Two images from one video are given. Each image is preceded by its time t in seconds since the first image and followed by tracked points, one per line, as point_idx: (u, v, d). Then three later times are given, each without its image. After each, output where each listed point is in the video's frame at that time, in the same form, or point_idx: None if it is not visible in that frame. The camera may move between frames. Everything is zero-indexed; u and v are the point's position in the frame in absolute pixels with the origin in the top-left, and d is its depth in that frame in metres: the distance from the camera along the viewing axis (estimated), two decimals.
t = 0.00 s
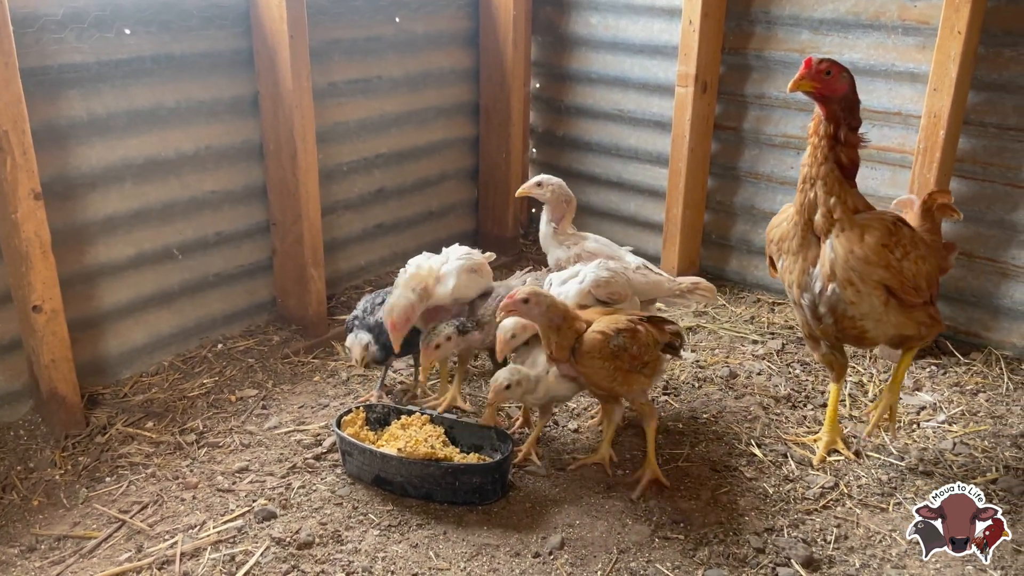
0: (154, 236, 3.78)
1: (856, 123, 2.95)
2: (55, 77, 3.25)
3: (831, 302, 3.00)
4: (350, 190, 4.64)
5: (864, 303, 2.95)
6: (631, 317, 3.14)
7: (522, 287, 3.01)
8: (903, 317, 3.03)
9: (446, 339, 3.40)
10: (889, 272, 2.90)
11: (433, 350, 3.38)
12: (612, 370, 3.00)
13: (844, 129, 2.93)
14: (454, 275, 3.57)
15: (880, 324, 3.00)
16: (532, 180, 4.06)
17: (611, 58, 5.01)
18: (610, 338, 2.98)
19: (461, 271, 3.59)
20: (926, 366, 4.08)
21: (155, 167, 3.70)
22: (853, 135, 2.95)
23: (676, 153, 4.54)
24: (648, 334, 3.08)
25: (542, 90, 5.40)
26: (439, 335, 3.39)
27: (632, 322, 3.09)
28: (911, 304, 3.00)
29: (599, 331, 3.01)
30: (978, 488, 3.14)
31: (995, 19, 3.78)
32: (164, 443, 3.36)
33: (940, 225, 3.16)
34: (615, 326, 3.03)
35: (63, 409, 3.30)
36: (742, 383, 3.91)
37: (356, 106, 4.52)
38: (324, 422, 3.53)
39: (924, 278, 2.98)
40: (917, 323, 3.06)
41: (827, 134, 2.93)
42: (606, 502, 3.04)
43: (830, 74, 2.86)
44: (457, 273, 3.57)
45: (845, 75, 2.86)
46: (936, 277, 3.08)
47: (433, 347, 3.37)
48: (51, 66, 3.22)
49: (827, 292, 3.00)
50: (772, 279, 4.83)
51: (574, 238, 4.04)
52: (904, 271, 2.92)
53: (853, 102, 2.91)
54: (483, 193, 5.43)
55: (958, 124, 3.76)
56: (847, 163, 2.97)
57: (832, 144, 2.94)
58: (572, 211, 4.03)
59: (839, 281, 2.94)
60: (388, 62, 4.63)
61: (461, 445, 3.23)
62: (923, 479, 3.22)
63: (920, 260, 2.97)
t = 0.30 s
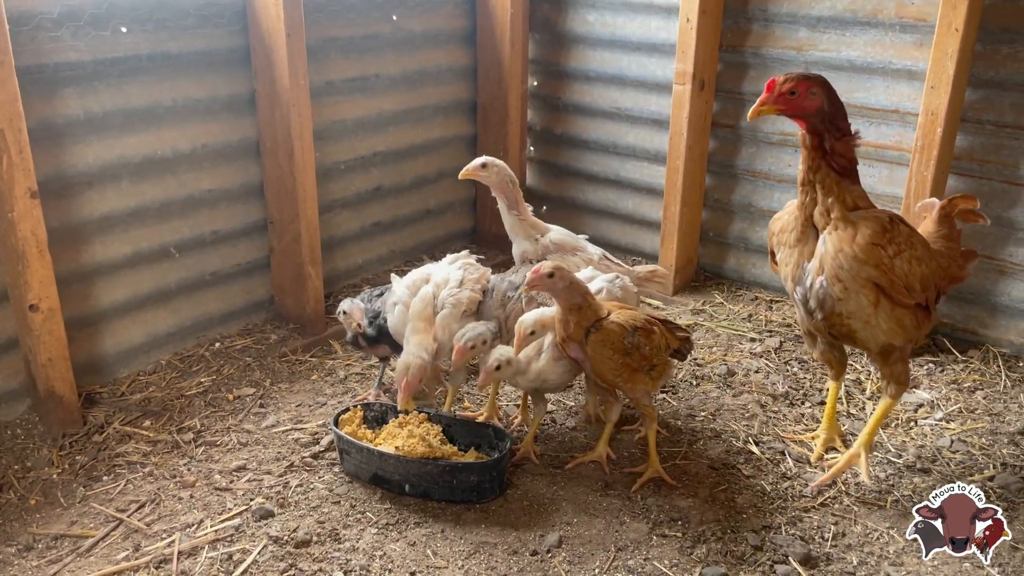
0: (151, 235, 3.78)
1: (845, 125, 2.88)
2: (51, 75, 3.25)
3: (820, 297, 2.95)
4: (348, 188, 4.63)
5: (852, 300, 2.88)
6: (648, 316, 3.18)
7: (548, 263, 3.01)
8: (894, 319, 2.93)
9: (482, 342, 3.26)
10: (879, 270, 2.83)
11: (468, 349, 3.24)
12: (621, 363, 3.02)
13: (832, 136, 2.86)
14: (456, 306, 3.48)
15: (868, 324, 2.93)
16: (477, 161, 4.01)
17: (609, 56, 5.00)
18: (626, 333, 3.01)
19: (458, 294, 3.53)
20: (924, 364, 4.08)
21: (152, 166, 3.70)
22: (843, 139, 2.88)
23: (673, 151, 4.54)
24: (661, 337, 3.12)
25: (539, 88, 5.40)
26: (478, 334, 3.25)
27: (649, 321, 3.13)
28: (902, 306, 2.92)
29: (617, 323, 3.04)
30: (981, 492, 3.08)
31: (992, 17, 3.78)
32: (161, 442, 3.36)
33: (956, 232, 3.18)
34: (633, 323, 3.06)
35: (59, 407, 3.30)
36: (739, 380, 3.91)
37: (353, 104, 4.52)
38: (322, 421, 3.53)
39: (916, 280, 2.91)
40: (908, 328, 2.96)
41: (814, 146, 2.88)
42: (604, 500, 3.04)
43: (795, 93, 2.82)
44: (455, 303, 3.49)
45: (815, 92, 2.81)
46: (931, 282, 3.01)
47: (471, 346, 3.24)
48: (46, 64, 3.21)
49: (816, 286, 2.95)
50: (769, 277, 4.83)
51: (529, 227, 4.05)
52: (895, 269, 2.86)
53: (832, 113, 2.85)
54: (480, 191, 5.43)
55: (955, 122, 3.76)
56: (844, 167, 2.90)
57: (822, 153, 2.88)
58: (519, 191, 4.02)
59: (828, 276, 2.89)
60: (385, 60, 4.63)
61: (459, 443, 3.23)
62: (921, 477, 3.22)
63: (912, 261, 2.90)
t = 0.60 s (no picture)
0: (150, 234, 3.78)
1: (843, 126, 2.84)
2: (50, 74, 3.24)
3: (828, 314, 2.90)
4: (347, 187, 4.63)
5: (860, 318, 2.82)
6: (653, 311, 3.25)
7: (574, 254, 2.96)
8: (906, 339, 2.85)
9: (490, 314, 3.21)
10: (889, 288, 2.76)
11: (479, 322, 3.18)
12: (633, 350, 3.05)
13: (831, 136, 2.82)
14: (452, 292, 3.42)
15: (877, 343, 2.86)
16: (475, 160, 3.95)
17: (608, 54, 5.00)
18: (640, 321, 3.07)
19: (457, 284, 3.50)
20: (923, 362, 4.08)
21: (150, 165, 3.69)
22: (842, 141, 2.84)
23: (672, 150, 4.54)
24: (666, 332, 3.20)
25: (538, 86, 5.39)
26: (488, 304, 3.21)
27: (656, 315, 3.21)
28: (913, 325, 2.85)
29: (632, 309, 3.10)
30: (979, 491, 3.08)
31: (991, 14, 3.78)
32: (160, 441, 3.36)
33: (977, 242, 3.04)
34: (644, 314, 3.13)
35: (58, 407, 3.30)
36: (738, 379, 3.91)
37: (352, 103, 4.52)
38: (321, 419, 3.53)
39: (928, 298, 2.84)
40: (920, 349, 2.88)
41: (812, 145, 2.84)
42: (603, 498, 3.04)
43: (795, 90, 2.78)
44: (450, 289, 3.44)
45: (813, 88, 2.77)
46: (945, 299, 2.92)
47: (483, 318, 3.19)
48: (45, 63, 3.21)
49: (824, 302, 2.89)
50: (768, 275, 4.84)
51: (514, 234, 4.01)
52: (905, 288, 2.79)
53: (832, 111, 2.80)
54: (479, 190, 5.43)
55: (954, 120, 3.76)
56: (842, 171, 2.86)
57: (819, 154, 2.84)
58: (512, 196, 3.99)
59: (836, 292, 2.84)
60: (384, 58, 4.63)
61: (458, 441, 3.23)
62: (919, 474, 3.23)
63: (924, 279, 2.83)
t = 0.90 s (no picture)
0: (149, 232, 3.78)
1: (844, 128, 2.76)
2: (48, 73, 3.24)
3: (832, 323, 2.90)
4: (346, 185, 4.63)
5: (864, 331, 2.82)
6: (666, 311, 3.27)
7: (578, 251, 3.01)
8: (912, 352, 2.84)
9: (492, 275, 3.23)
10: (895, 303, 2.74)
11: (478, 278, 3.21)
12: (655, 354, 3.06)
13: (829, 142, 2.76)
14: (450, 307, 3.40)
15: (882, 355, 2.86)
16: (458, 185, 3.97)
17: (607, 52, 5.00)
18: (662, 326, 3.08)
19: (457, 298, 3.45)
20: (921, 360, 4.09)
21: (149, 163, 3.69)
22: (843, 144, 2.76)
23: (672, 148, 4.54)
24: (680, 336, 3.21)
25: (537, 85, 5.39)
26: (485, 289, 3.32)
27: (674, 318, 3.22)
28: (920, 340, 2.83)
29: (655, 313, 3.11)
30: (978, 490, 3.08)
31: (989, 13, 3.78)
32: (160, 440, 3.36)
33: (1004, 249, 2.98)
34: (664, 318, 3.14)
35: (58, 406, 3.30)
36: (737, 377, 3.91)
37: (352, 101, 4.52)
38: (320, 418, 3.53)
39: (938, 314, 2.80)
40: (926, 362, 2.87)
41: (812, 158, 2.80)
42: (603, 497, 3.05)
43: (771, 113, 2.77)
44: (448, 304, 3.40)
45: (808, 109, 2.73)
46: (960, 313, 2.87)
47: (480, 302, 3.31)
48: (43, 62, 3.21)
49: (828, 311, 2.90)
50: (767, 274, 4.84)
51: (513, 241, 4.00)
52: (914, 304, 2.76)
53: (834, 131, 2.75)
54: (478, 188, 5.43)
55: (953, 119, 3.77)
56: (848, 179, 2.79)
57: (821, 165, 2.79)
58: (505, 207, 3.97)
59: (841, 304, 2.83)
60: (383, 57, 4.63)
61: (457, 440, 3.23)
62: (918, 472, 3.23)
63: (936, 295, 2.78)
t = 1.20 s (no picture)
0: (149, 231, 3.78)
1: (838, 128, 2.75)
2: (47, 72, 3.24)
3: (837, 337, 2.87)
4: (345, 184, 4.63)
5: (871, 345, 2.80)
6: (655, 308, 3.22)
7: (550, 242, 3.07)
8: (917, 365, 2.83)
9: (476, 241, 3.47)
10: (903, 321, 2.73)
11: (462, 243, 3.47)
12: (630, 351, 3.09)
13: (822, 143, 2.74)
14: (439, 306, 3.36)
15: (887, 369, 2.84)
16: (439, 197, 3.94)
17: (606, 51, 5.00)
18: (636, 324, 3.08)
19: (445, 297, 3.41)
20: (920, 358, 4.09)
21: (148, 162, 3.69)
22: (837, 144, 2.74)
23: (671, 146, 4.54)
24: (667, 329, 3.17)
25: (536, 83, 5.39)
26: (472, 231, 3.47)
27: (657, 312, 3.19)
28: (926, 354, 2.82)
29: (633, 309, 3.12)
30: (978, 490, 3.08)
31: (988, 10, 3.78)
32: (159, 438, 3.36)
33: (1012, 253, 2.97)
34: (643, 315, 3.12)
35: (57, 404, 3.30)
36: (736, 375, 3.92)
37: (351, 100, 4.52)
38: (320, 417, 3.53)
39: (946, 328, 2.79)
40: (929, 374, 2.87)
41: (806, 163, 2.79)
42: (602, 494, 3.05)
43: (769, 112, 2.75)
44: (434, 303, 3.36)
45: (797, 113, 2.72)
46: (967, 323, 2.85)
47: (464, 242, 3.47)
48: (42, 61, 3.21)
49: (834, 326, 2.87)
50: (766, 272, 4.84)
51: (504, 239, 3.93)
52: (921, 320, 2.74)
53: (827, 132, 2.74)
54: (478, 186, 5.43)
55: (951, 117, 3.77)
56: (843, 180, 2.77)
57: (816, 168, 2.78)
58: (491, 211, 3.93)
59: (848, 319, 2.80)
60: (382, 56, 4.63)
61: (456, 438, 3.23)
62: (917, 470, 3.24)
63: (943, 309, 2.77)
